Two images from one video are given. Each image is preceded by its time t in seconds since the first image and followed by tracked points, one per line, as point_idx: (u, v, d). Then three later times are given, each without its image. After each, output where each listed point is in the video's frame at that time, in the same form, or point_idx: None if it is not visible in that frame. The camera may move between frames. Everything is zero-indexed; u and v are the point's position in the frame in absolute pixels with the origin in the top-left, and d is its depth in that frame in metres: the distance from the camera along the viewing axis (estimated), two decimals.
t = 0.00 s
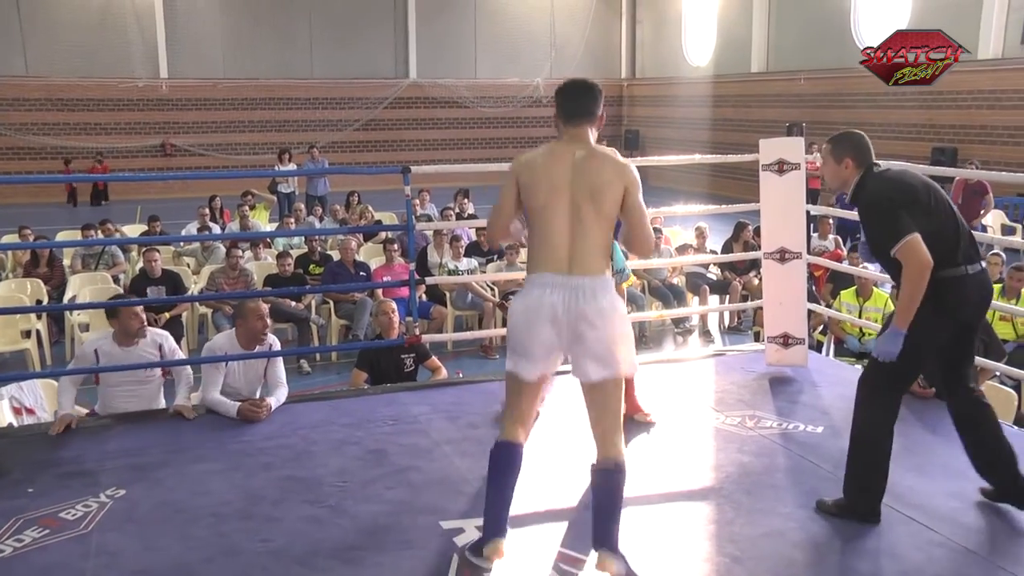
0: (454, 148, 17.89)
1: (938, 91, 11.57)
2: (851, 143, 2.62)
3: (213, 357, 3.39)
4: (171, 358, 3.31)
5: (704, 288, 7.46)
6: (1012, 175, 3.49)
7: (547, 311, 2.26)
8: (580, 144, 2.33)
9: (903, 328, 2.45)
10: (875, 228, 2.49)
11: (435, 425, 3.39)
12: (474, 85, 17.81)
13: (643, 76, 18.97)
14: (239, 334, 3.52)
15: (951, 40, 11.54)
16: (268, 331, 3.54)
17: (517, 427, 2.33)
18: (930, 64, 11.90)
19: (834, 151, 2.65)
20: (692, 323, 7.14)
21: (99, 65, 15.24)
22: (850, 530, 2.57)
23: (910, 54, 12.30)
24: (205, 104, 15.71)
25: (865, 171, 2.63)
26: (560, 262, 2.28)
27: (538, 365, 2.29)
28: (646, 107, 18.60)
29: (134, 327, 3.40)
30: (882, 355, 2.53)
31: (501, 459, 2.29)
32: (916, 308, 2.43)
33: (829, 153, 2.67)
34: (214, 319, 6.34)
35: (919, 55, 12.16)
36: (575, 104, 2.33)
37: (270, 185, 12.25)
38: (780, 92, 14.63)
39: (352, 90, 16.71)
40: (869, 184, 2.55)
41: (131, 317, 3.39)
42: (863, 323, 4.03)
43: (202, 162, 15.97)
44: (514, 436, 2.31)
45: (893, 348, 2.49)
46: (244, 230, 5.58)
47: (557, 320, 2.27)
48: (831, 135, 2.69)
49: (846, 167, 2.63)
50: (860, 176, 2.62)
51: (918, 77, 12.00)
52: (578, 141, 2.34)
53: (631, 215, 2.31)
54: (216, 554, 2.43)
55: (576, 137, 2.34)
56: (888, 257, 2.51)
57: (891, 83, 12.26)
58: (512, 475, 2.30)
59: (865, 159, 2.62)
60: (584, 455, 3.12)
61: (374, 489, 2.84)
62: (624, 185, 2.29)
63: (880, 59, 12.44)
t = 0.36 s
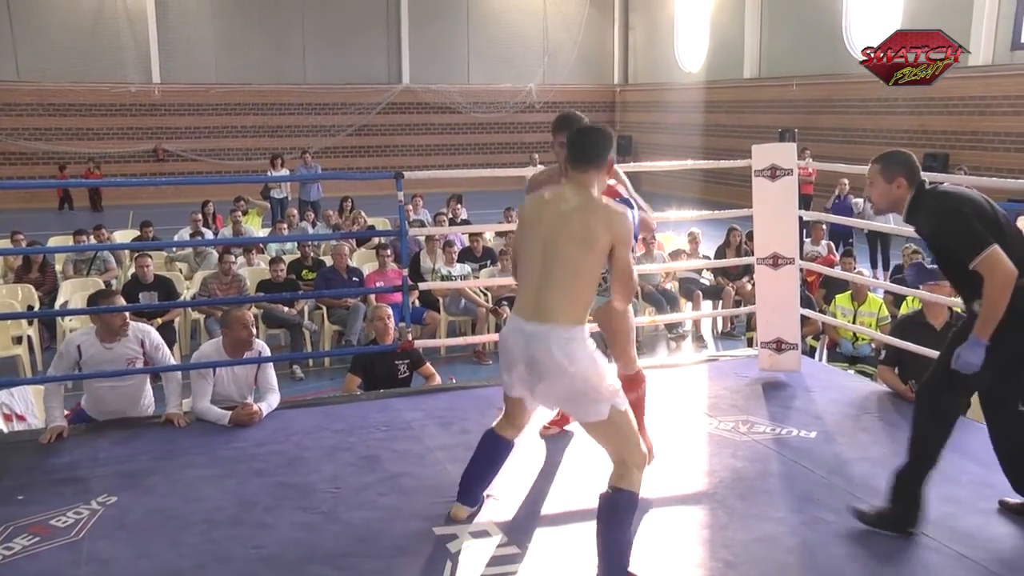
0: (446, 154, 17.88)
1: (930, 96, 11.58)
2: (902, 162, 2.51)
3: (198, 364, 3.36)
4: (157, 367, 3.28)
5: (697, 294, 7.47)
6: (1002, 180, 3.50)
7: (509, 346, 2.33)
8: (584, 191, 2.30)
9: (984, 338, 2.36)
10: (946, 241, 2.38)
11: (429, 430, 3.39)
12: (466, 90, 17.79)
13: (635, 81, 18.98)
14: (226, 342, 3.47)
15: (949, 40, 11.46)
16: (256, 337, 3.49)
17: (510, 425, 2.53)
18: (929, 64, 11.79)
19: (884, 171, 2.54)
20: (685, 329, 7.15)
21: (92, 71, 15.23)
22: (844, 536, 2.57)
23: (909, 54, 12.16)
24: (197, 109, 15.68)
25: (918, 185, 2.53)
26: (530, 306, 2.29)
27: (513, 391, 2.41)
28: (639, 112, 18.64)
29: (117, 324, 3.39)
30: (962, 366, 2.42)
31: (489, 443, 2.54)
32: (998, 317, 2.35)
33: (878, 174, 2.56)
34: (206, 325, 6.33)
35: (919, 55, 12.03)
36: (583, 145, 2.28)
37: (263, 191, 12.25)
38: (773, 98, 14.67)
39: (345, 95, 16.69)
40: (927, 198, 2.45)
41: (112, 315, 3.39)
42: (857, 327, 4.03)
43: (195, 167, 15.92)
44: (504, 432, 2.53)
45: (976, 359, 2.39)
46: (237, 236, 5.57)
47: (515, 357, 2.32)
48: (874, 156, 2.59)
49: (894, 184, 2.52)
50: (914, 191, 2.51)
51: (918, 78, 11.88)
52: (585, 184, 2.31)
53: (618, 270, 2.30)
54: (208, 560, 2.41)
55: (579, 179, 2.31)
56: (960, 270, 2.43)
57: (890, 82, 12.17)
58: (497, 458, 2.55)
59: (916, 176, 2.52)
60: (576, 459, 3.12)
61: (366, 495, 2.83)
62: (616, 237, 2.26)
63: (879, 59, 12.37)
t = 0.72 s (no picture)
0: (445, 156, 17.89)
1: (928, 97, 11.59)
2: (922, 169, 2.48)
3: (197, 369, 3.36)
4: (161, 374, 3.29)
5: (696, 295, 7.47)
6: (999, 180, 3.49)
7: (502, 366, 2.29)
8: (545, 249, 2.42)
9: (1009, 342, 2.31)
10: (976, 247, 2.35)
11: (428, 433, 3.39)
12: (464, 92, 17.79)
13: (634, 83, 19.00)
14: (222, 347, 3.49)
15: (949, 41, 11.44)
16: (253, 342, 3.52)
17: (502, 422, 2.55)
18: (929, 64, 11.75)
19: (904, 180, 2.50)
20: (684, 330, 7.15)
21: (90, 75, 15.23)
22: (843, 537, 2.57)
23: (910, 53, 12.09)
24: (197, 113, 15.68)
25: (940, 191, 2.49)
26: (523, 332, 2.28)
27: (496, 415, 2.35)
28: (637, 114, 18.66)
29: (132, 340, 3.37)
30: (999, 374, 2.30)
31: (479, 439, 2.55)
32: None
33: (898, 182, 2.52)
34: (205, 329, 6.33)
35: (919, 55, 11.96)
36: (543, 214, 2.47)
37: (262, 194, 12.26)
38: (771, 99, 14.69)
39: (343, 98, 16.69)
40: (954, 205, 2.42)
41: (128, 330, 3.36)
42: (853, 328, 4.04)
43: (193, 171, 15.93)
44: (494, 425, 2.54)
45: (1015, 367, 2.27)
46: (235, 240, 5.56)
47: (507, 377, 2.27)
48: (892, 163, 2.56)
49: (919, 195, 2.49)
50: (936, 197, 2.48)
51: (918, 78, 11.84)
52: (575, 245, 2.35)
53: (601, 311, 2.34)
54: (206, 565, 2.41)
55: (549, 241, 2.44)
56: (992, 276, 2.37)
57: (890, 82, 12.15)
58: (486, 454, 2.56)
59: (936, 182, 2.48)
60: (574, 462, 3.12)
61: (364, 498, 2.82)
62: (596, 275, 2.31)
63: (879, 59, 12.36)
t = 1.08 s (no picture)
0: (445, 158, 17.91)
1: (927, 98, 11.59)
2: (959, 177, 2.52)
3: (198, 370, 3.36)
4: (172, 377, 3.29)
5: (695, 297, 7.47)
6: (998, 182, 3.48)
7: (548, 353, 2.37)
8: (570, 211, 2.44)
9: None
10: None
11: (427, 435, 3.39)
12: (464, 94, 17.80)
13: (633, 84, 19.01)
14: (224, 348, 3.48)
15: (949, 40, 11.42)
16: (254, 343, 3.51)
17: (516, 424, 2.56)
18: (929, 64, 11.72)
19: (939, 187, 2.54)
20: (683, 332, 7.15)
21: (89, 77, 15.23)
22: (842, 538, 2.57)
23: (910, 53, 12.05)
24: (197, 114, 15.69)
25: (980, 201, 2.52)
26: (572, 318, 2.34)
27: (539, 407, 2.42)
28: (636, 115, 18.69)
29: (151, 344, 3.34)
30: None
31: (492, 446, 2.56)
32: None
33: (933, 190, 2.56)
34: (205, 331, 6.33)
35: (919, 54, 11.92)
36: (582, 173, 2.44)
37: (262, 196, 12.27)
38: (770, 100, 14.71)
39: (342, 99, 16.70)
40: (998, 210, 2.43)
41: (149, 334, 3.33)
42: (851, 329, 4.04)
43: (193, 174, 15.94)
44: (510, 431, 2.56)
45: None
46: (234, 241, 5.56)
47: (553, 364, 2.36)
48: (925, 173, 2.60)
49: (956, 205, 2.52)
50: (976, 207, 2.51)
51: (918, 77, 11.82)
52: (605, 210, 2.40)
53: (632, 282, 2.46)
54: (205, 567, 2.41)
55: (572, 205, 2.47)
56: None
57: (890, 82, 12.18)
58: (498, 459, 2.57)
59: (975, 192, 2.51)
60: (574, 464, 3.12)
61: (364, 500, 2.83)
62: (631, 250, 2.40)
63: (879, 59, 12.37)
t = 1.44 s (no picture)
0: (445, 157, 17.90)
1: (927, 97, 11.61)
2: (971, 150, 2.47)
3: (200, 371, 3.36)
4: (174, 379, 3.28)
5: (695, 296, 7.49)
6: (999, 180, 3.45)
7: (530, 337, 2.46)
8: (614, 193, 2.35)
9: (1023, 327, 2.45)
10: None
11: (427, 434, 3.38)
12: (464, 93, 17.79)
13: (633, 83, 19.02)
14: (226, 348, 3.47)
15: (950, 41, 11.39)
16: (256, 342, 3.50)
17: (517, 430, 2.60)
18: (929, 64, 11.75)
19: (948, 158, 2.50)
20: (683, 330, 7.15)
21: (90, 77, 15.24)
22: (843, 536, 2.56)
23: (909, 54, 12.07)
24: (198, 114, 15.70)
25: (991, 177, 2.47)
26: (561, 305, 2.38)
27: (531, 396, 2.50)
28: (637, 114, 18.68)
29: (153, 348, 3.34)
30: None
31: (493, 447, 2.61)
32: None
33: (941, 161, 2.52)
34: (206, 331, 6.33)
35: (919, 55, 11.94)
36: (628, 154, 2.32)
37: (262, 195, 12.27)
38: (770, 99, 14.72)
39: (343, 99, 16.71)
40: (1004, 189, 2.40)
41: (150, 338, 3.32)
42: (851, 327, 4.04)
43: (194, 173, 15.95)
44: (511, 435, 2.60)
45: None
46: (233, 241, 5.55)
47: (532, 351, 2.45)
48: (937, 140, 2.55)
49: (966, 178, 2.48)
50: (987, 183, 2.46)
51: (918, 77, 11.83)
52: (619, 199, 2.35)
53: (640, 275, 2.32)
54: (205, 566, 2.41)
55: (614, 184, 2.37)
56: None
57: (891, 82, 12.17)
58: (501, 461, 2.62)
59: (986, 168, 2.46)
60: (574, 463, 3.12)
61: (365, 499, 2.83)
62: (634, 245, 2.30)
63: (879, 59, 12.37)
